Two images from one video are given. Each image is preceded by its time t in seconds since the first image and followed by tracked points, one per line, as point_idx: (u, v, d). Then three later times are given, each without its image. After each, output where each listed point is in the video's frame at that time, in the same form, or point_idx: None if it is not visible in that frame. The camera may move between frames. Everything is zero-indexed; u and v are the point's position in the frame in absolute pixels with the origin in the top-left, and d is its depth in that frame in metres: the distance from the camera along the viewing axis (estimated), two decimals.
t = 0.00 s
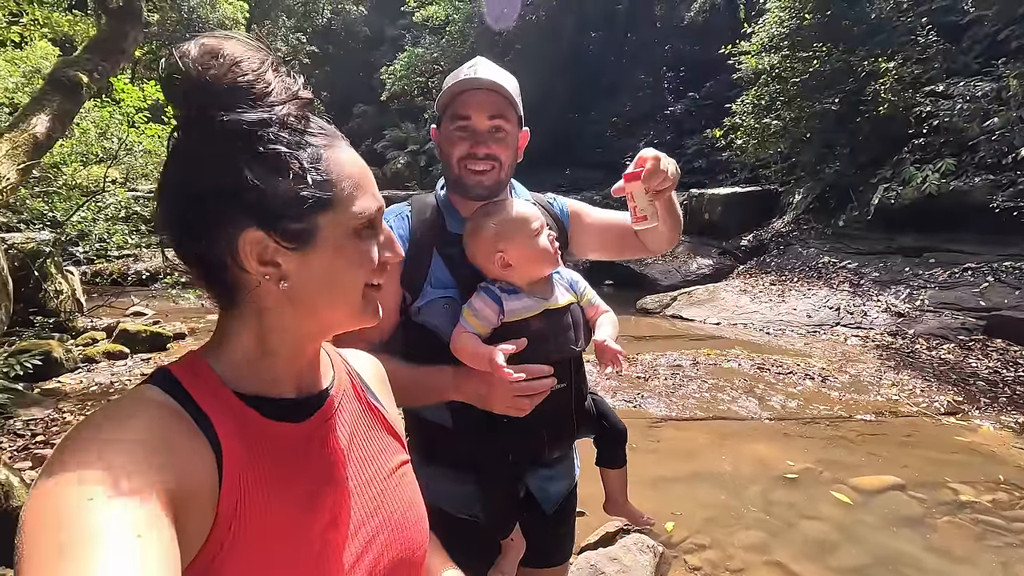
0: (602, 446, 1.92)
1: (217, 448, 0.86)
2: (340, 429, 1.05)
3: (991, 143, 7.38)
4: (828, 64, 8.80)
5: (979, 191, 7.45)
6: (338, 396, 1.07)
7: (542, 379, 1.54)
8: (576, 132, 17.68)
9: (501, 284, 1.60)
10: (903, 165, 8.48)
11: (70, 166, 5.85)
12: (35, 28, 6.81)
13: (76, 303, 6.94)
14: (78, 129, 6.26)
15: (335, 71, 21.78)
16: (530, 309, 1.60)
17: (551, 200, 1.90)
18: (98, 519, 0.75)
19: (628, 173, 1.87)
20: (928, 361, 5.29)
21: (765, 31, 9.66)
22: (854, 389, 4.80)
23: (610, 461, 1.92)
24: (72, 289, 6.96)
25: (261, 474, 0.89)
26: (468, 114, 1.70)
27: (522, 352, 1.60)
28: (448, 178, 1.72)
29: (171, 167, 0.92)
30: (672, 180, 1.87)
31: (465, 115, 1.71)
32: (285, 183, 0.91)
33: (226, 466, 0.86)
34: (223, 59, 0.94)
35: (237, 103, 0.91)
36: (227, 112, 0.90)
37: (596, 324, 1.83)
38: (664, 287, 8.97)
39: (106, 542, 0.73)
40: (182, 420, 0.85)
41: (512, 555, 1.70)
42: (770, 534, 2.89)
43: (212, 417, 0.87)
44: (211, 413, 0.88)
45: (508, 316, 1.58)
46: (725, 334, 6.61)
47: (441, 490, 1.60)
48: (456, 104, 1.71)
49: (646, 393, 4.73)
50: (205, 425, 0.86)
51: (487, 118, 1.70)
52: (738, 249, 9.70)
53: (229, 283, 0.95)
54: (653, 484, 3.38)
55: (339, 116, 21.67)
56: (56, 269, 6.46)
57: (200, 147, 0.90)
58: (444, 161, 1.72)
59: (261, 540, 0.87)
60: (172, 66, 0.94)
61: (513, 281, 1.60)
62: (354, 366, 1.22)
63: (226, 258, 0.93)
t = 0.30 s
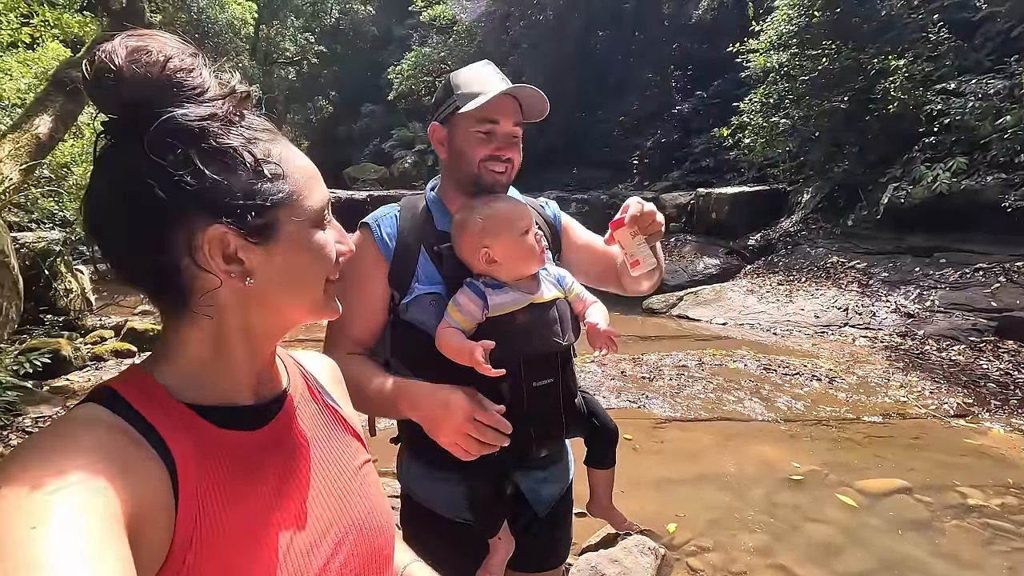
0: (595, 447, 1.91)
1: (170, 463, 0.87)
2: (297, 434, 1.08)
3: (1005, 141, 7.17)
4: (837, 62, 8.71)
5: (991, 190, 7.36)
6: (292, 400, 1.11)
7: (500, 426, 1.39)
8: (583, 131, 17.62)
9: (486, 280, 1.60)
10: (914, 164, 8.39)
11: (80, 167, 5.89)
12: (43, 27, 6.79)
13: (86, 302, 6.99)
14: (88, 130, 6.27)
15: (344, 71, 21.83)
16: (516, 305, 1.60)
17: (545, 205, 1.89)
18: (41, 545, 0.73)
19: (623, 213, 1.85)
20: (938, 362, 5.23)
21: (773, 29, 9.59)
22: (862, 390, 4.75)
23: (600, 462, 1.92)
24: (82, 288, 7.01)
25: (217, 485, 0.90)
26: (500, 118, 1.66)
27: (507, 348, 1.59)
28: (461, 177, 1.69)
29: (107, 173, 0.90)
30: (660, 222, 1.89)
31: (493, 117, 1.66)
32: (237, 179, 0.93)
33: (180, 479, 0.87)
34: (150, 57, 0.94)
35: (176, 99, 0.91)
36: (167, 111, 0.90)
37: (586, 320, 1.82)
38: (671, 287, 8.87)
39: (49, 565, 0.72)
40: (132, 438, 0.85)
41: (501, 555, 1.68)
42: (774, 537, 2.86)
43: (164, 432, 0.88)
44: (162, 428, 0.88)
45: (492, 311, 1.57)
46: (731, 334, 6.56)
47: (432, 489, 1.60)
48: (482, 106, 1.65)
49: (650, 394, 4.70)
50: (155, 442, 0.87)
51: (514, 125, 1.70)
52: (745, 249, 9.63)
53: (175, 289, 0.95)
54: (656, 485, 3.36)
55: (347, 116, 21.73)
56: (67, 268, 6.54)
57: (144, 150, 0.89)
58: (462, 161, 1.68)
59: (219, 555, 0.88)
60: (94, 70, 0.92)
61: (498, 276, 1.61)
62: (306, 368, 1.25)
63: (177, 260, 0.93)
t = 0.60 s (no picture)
0: (594, 451, 1.89)
1: (133, 480, 0.89)
2: (263, 444, 1.15)
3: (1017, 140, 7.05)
4: (847, 60, 8.64)
5: (1004, 190, 7.26)
6: (261, 410, 1.19)
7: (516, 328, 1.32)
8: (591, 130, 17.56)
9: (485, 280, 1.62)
10: (925, 163, 8.26)
11: (90, 167, 5.94)
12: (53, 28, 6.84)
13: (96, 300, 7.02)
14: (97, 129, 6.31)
15: (351, 71, 21.87)
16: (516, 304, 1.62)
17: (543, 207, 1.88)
18: None
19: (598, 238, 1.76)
20: (949, 364, 5.15)
21: (783, 27, 9.52)
22: (871, 392, 4.70)
23: (599, 468, 1.90)
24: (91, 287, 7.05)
25: (182, 498, 0.95)
26: (495, 116, 1.65)
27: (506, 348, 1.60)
28: (459, 176, 1.67)
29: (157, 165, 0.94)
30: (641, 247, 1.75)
31: (487, 115, 1.65)
32: (268, 222, 0.95)
33: (144, 495, 0.89)
34: (247, 85, 0.98)
35: (255, 136, 0.95)
36: (239, 145, 0.94)
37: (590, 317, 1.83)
38: (678, 286, 8.72)
39: None
40: (93, 456, 0.86)
41: (495, 560, 1.67)
42: (781, 540, 2.83)
43: (125, 447, 0.90)
44: (123, 443, 0.90)
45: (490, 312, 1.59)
46: (739, 334, 6.51)
47: (429, 494, 1.59)
48: (478, 103, 1.64)
49: (657, 394, 4.67)
50: (119, 460, 0.88)
51: (512, 123, 1.70)
52: (753, 249, 9.55)
53: (159, 297, 0.96)
54: (663, 486, 3.34)
55: (355, 116, 21.79)
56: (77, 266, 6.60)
57: (195, 170, 0.93)
58: (459, 159, 1.66)
59: (188, 566, 0.92)
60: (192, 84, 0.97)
61: (498, 276, 1.63)
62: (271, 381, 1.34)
63: (177, 270, 0.94)
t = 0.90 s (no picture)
0: (595, 448, 1.89)
1: (125, 470, 0.89)
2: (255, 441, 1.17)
3: None
4: (854, 57, 8.58)
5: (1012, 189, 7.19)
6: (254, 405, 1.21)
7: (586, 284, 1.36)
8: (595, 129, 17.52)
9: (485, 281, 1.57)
10: (932, 162, 8.22)
11: (95, 165, 5.97)
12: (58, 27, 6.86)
13: (101, 298, 7.03)
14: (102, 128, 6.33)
15: (356, 69, 21.87)
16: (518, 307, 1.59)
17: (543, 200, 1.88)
18: None
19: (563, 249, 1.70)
20: (956, 364, 5.12)
21: (789, 25, 9.45)
22: (877, 391, 4.67)
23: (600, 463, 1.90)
24: (97, 284, 7.05)
25: (172, 491, 0.96)
26: (486, 112, 1.65)
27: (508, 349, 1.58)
28: (454, 174, 1.67)
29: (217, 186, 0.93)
30: (605, 261, 1.66)
31: (478, 108, 1.65)
32: (305, 258, 0.94)
33: (136, 486, 0.90)
34: (327, 125, 0.95)
35: (324, 184, 0.94)
36: (299, 191, 0.92)
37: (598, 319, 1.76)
38: (683, 285, 8.70)
39: None
40: (91, 443, 0.87)
41: (499, 555, 1.67)
42: (784, 539, 2.82)
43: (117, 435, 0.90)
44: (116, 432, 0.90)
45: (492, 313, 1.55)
46: (744, 334, 6.47)
47: (431, 488, 1.59)
48: (470, 98, 1.64)
49: (660, 393, 4.66)
50: (114, 450, 0.89)
51: (505, 117, 1.69)
52: (759, 248, 9.51)
53: (176, 300, 0.96)
54: (666, 485, 3.34)
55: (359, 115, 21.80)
56: (83, 264, 6.63)
57: (248, 199, 0.92)
58: (454, 156, 1.67)
59: (173, 556, 0.94)
60: (274, 107, 0.94)
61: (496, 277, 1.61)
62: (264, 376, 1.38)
63: (198, 282, 0.94)
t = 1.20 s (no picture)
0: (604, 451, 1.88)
1: (143, 474, 0.89)
2: (269, 444, 1.17)
3: None
4: (860, 57, 8.56)
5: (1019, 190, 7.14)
6: (269, 409, 1.21)
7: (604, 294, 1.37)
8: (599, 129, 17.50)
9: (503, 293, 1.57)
10: (939, 163, 8.10)
11: (102, 164, 5.99)
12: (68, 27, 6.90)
13: (107, 297, 7.01)
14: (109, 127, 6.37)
15: (360, 69, 21.89)
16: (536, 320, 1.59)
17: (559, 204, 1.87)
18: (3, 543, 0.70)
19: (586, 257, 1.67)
20: (963, 366, 5.09)
21: (795, 24, 9.44)
22: (883, 393, 4.64)
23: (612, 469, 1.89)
24: (103, 283, 7.04)
25: (188, 493, 0.96)
26: (515, 120, 1.64)
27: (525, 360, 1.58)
28: (474, 179, 1.66)
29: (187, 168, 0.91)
30: (626, 270, 1.66)
31: (508, 115, 1.64)
32: (268, 241, 0.89)
33: (154, 489, 0.90)
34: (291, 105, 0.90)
35: (285, 162, 0.89)
36: (263, 172, 0.88)
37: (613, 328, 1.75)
38: (687, 286, 8.67)
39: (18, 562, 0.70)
40: (109, 443, 0.87)
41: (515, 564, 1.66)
42: (791, 542, 2.81)
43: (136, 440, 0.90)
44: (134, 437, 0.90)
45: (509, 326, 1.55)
46: (748, 335, 6.45)
47: (442, 494, 1.58)
48: (497, 105, 1.63)
49: (666, 394, 4.65)
50: (132, 452, 0.89)
51: (532, 126, 1.68)
52: (763, 249, 9.47)
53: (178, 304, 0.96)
54: (672, 487, 3.32)
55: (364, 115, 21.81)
56: (89, 262, 6.64)
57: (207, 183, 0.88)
58: (476, 160, 1.65)
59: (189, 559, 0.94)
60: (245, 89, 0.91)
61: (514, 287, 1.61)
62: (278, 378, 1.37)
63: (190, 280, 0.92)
